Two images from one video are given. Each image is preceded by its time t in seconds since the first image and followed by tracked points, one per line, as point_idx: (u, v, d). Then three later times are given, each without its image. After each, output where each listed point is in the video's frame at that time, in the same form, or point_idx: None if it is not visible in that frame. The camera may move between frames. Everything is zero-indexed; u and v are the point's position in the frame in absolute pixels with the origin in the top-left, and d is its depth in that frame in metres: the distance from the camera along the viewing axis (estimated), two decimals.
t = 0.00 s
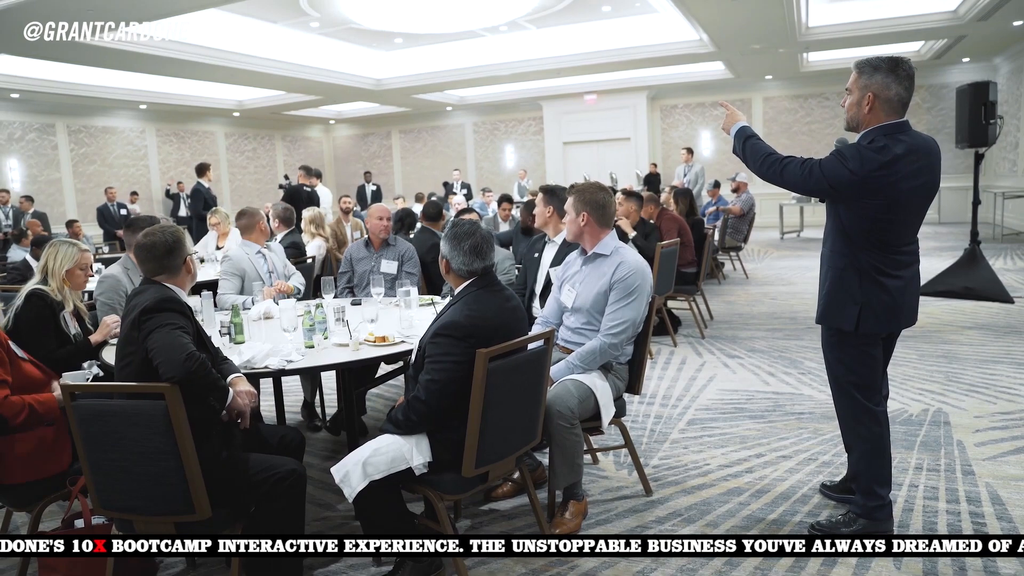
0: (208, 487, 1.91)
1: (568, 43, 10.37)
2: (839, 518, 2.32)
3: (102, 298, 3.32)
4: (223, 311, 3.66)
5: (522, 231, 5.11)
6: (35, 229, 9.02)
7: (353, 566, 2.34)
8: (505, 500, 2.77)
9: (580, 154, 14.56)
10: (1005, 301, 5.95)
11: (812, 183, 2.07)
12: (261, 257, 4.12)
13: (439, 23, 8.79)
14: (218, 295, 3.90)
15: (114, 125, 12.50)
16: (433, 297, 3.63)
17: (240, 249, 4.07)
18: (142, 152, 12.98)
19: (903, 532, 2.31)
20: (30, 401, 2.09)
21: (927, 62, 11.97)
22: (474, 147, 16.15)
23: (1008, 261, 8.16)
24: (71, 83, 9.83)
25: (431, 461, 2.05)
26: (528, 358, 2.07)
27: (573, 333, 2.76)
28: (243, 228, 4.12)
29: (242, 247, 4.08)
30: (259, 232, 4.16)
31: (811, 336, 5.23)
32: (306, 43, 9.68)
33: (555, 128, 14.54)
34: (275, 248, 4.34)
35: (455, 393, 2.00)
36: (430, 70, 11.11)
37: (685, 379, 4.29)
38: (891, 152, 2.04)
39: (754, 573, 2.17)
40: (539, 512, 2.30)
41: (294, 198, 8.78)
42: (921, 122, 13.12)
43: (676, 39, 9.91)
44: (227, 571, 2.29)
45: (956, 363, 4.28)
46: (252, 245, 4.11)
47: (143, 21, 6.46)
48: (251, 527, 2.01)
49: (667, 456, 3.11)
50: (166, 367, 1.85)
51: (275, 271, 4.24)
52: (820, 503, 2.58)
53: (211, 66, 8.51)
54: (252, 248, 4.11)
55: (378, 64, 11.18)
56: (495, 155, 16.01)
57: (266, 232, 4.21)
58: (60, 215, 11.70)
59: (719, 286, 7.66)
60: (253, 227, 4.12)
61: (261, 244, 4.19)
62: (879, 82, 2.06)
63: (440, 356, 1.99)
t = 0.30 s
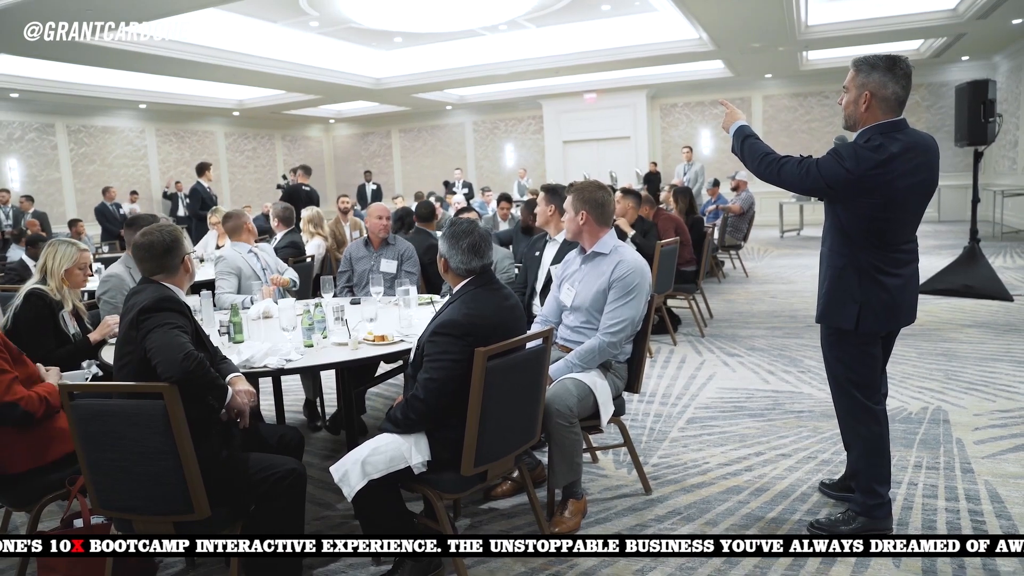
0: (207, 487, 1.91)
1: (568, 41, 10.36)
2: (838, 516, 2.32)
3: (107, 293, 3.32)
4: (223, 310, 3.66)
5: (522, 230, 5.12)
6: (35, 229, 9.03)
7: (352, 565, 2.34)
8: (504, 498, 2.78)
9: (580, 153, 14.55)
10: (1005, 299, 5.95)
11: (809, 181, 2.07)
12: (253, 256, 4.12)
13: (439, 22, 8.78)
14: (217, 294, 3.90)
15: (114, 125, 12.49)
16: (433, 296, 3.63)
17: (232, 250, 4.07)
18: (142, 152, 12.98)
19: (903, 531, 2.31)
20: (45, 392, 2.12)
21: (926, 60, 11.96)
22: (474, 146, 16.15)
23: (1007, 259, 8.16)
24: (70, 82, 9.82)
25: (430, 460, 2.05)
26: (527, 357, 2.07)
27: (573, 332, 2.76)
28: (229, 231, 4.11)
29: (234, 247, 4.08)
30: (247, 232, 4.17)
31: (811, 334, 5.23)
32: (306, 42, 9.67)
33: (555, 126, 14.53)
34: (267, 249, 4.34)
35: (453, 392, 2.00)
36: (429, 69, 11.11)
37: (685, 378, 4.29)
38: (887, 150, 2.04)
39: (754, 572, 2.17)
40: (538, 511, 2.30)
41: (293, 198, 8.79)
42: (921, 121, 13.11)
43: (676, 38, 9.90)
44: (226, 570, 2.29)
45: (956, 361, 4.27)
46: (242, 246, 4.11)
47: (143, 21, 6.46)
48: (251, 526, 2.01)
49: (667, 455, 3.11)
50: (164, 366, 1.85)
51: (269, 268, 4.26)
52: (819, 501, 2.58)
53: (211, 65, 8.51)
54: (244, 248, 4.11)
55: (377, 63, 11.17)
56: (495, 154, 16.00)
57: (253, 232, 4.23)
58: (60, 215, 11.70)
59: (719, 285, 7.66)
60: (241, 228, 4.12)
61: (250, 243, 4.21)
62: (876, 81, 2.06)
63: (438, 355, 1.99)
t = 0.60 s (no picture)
0: (207, 487, 1.91)
1: (567, 41, 10.36)
2: (838, 515, 2.32)
3: (108, 292, 3.33)
4: (223, 311, 3.66)
5: (522, 230, 5.12)
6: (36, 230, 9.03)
7: (352, 566, 2.34)
8: (505, 498, 2.78)
9: (580, 153, 14.55)
10: (1005, 298, 5.95)
11: (806, 182, 2.07)
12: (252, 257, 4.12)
13: (438, 21, 8.78)
14: (217, 295, 3.91)
15: (114, 125, 12.49)
16: (433, 296, 3.63)
17: (231, 251, 4.08)
18: (142, 152, 12.99)
19: (904, 531, 2.31)
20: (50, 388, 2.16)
21: (926, 59, 11.97)
22: (474, 147, 16.15)
23: (1007, 258, 8.16)
24: (69, 83, 9.81)
25: (430, 460, 2.06)
26: (527, 356, 2.08)
27: (572, 331, 2.76)
28: (227, 232, 4.10)
29: (232, 248, 4.09)
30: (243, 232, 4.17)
31: (810, 334, 5.23)
32: (306, 43, 9.68)
33: (554, 126, 14.53)
34: (266, 249, 4.34)
35: (453, 392, 2.00)
36: (429, 69, 11.11)
37: (684, 377, 4.29)
38: (883, 150, 2.04)
39: (755, 571, 2.17)
40: (538, 511, 2.30)
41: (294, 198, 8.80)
42: (921, 120, 13.11)
43: (676, 37, 9.89)
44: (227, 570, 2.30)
45: (956, 360, 4.27)
46: (242, 246, 4.12)
47: (143, 21, 6.46)
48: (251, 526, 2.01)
49: (667, 455, 3.11)
50: (164, 367, 1.85)
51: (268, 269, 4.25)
52: (819, 500, 2.59)
53: (211, 66, 8.50)
54: (242, 249, 4.11)
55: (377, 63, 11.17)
56: (495, 154, 16.00)
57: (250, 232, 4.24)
58: (60, 216, 11.71)
59: (719, 284, 7.66)
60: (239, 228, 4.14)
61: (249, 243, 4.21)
62: (872, 80, 2.06)
63: (438, 355, 1.99)
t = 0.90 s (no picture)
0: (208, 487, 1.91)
1: (568, 42, 10.36)
2: (839, 516, 2.32)
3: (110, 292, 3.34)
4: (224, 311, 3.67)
5: (522, 231, 5.12)
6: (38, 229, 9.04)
7: (353, 566, 2.34)
8: (505, 498, 2.78)
9: (581, 153, 14.55)
10: (1005, 298, 5.95)
11: (806, 182, 2.07)
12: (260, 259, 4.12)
13: (439, 22, 8.79)
14: (219, 295, 3.92)
15: (115, 126, 12.51)
16: (433, 296, 3.63)
17: (239, 250, 4.08)
18: (143, 153, 13.00)
19: (905, 531, 2.31)
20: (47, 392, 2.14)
21: (928, 59, 11.97)
22: (475, 147, 16.15)
23: (1008, 258, 8.16)
24: (70, 83, 9.83)
25: (431, 460, 2.06)
26: (528, 356, 2.08)
27: (573, 332, 2.76)
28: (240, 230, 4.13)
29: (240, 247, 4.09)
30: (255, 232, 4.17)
31: (811, 334, 5.23)
32: (306, 43, 9.68)
33: (555, 127, 14.54)
34: (275, 250, 4.35)
35: (454, 392, 2.01)
36: (430, 70, 11.12)
37: (685, 378, 4.29)
38: (883, 150, 2.04)
39: (755, 571, 2.17)
40: (539, 511, 2.30)
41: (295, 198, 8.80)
42: (922, 120, 13.11)
43: (676, 37, 9.89)
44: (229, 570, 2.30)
45: (957, 360, 4.27)
46: (251, 246, 4.13)
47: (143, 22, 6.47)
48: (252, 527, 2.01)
49: (668, 455, 3.11)
50: (166, 367, 1.85)
51: (275, 271, 4.25)
52: (820, 500, 2.59)
53: (211, 66, 8.50)
54: (251, 249, 4.12)
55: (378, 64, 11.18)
56: (496, 154, 16.01)
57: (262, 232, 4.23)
58: (62, 216, 11.72)
59: (720, 284, 7.66)
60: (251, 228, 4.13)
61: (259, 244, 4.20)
62: (871, 80, 2.06)
63: (439, 356, 1.99)
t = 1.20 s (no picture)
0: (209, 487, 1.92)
1: (569, 41, 10.36)
2: (839, 515, 2.32)
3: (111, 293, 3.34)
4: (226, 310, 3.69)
5: (522, 230, 5.13)
6: (38, 229, 9.05)
7: (354, 564, 2.34)
8: (506, 498, 2.78)
9: (581, 153, 14.55)
10: (1006, 298, 5.95)
11: (805, 182, 2.07)
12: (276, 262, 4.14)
13: (440, 21, 8.80)
14: (226, 291, 3.93)
15: (116, 125, 12.51)
16: (434, 296, 3.63)
17: (258, 250, 4.11)
18: (143, 152, 13.01)
19: (905, 530, 2.32)
20: (45, 395, 2.14)
21: (928, 59, 11.96)
22: (475, 146, 16.15)
23: (1009, 258, 8.15)
24: (72, 83, 9.84)
25: (433, 459, 2.06)
26: (529, 355, 2.08)
27: (574, 331, 2.76)
28: (266, 228, 4.13)
29: (259, 247, 4.12)
30: (281, 235, 4.19)
31: (812, 334, 5.23)
32: (307, 42, 9.68)
33: (556, 127, 14.54)
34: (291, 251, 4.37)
35: (455, 392, 2.01)
36: (430, 69, 11.13)
37: (685, 377, 4.30)
38: (882, 150, 2.04)
39: (755, 571, 2.18)
40: (540, 510, 2.31)
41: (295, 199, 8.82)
42: (922, 120, 13.10)
43: (677, 37, 9.89)
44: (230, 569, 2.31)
45: (957, 360, 4.27)
46: (271, 248, 4.15)
47: (144, 21, 6.47)
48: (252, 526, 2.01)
49: (668, 455, 3.11)
50: (167, 366, 1.86)
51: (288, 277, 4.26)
52: (820, 500, 2.59)
53: (211, 66, 8.51)
54: (269, 250, 4.14)
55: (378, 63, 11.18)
56: (496, 154, 16.00)
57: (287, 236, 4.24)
58: (62, 216, 11.73)
59: (720, 284, 7.66)
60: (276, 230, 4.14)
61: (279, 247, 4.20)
62: (871, 80, 2.06)
63: (440, 355, 1.99)
